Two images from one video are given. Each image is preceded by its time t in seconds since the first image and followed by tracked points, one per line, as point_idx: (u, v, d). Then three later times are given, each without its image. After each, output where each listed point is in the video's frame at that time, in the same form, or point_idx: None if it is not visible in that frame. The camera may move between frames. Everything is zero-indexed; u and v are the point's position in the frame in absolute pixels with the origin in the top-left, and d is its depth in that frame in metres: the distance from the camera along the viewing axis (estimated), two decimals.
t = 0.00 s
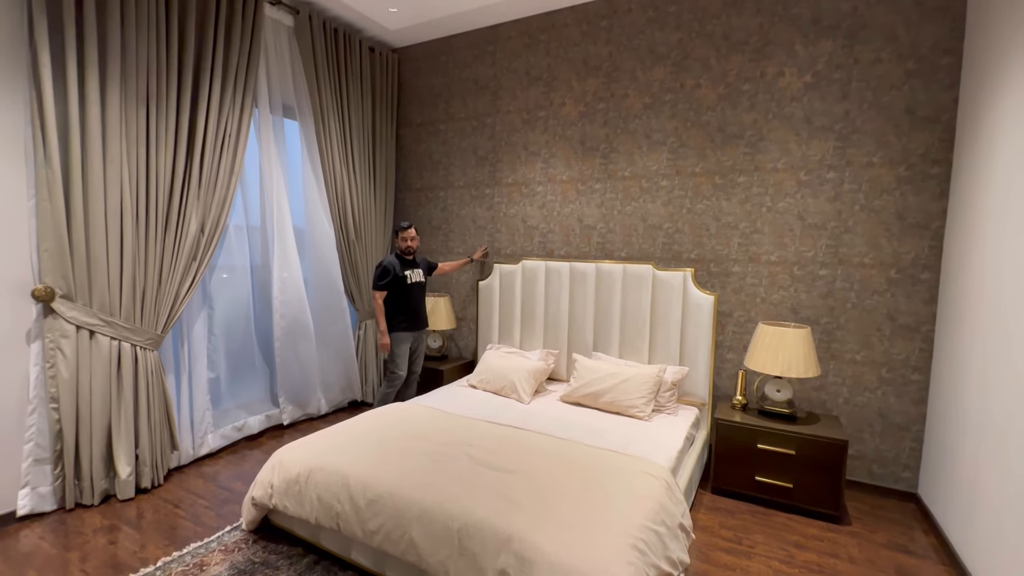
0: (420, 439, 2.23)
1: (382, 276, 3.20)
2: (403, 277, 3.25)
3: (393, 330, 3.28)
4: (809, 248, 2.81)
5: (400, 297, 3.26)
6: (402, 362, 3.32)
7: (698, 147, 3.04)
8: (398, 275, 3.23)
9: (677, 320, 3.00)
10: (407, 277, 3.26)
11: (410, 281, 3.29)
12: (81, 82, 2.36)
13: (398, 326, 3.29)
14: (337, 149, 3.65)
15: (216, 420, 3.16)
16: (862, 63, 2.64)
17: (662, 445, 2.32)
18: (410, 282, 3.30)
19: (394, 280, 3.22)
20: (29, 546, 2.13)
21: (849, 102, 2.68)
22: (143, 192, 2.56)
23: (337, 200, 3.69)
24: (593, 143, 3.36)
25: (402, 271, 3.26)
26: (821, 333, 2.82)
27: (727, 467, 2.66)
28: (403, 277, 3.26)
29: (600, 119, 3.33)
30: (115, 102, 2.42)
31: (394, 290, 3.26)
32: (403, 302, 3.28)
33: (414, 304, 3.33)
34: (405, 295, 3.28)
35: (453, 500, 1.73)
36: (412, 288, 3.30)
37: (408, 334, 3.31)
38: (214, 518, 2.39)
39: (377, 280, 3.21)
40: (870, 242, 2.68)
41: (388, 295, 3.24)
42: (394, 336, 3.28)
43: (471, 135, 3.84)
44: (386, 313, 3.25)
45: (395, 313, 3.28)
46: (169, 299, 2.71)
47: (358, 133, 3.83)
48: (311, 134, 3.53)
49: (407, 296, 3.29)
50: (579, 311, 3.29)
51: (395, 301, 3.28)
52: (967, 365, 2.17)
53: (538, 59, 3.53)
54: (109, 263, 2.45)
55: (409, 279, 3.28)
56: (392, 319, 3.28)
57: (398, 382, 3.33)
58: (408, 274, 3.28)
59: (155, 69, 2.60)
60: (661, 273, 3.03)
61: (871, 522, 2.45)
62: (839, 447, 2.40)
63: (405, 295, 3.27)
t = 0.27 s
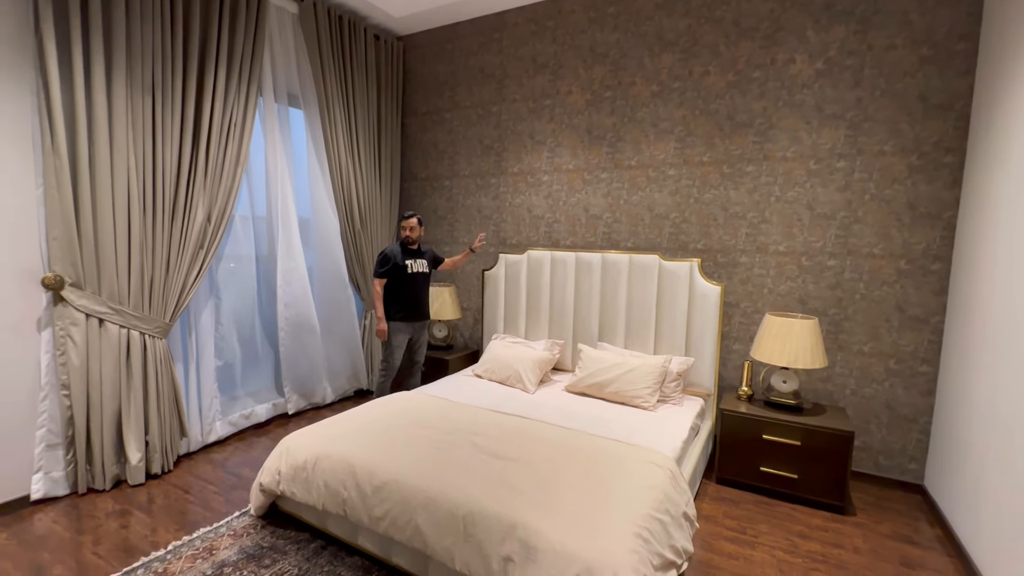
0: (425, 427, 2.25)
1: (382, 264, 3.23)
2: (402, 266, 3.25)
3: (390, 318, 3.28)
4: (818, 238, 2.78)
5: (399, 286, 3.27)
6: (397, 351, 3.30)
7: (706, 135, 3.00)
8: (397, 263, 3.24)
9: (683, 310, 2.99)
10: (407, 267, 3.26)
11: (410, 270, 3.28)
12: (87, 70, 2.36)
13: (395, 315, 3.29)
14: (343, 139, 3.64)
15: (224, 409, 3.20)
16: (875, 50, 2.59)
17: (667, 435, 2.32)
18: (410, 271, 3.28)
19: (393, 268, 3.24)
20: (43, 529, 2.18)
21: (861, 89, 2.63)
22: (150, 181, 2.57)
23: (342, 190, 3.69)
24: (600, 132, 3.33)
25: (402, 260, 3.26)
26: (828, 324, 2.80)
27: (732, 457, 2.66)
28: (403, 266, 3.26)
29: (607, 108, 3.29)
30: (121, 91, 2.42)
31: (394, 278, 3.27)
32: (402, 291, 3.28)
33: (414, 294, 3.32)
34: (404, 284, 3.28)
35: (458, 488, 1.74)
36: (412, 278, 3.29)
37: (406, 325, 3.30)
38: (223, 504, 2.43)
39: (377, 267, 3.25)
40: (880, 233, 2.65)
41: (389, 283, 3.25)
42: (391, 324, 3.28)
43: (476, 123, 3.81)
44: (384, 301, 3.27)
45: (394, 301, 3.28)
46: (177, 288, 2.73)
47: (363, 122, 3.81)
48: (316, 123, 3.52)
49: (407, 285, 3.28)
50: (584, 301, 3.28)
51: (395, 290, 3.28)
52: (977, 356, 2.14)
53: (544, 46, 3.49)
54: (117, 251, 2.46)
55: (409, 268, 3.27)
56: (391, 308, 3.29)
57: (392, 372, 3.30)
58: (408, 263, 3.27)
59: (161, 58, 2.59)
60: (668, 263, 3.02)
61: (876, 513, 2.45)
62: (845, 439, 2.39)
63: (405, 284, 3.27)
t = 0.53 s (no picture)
0: (434, 415, 2.27)
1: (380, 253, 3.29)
2: (398, 255, 3.26)
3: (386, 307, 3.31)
4: (832, 228, 2.74)
5: (397, 275, 3.28)
6: (392, 340, 3.32)
7: (718, 123, 2.96)
8: (393, 252, 3.26)
9: (693, 301, 2.97)
10: (403, 256, 3.26)
11: (407, 260, 3.27)
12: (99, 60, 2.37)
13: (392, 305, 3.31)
14: (352, 128, 3.64)
15: (238, 396, 3.25)
16: (894, 34, 2.52)
17: (675, 425, 2.32)
18: (407, 261, 3.27)
19: (389, 257, 3.27)
20: (63, 511, 2.24)
21: (878, 76, 2.57)
22: (162, 171, 2.59)
23: (351, 179, 3.69)
24: (610, 120, 3.29)
25: (399, 250, 3.27)
26: (841, 315, 2.77)
27: (741, 448, 2.66)
28: (399, 255, 3.26)
29: (618, 96, 3.25)
30: (133, 80, 2.43)
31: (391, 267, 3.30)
32: (399, 280, 3.28)
33: (413, 285, 3.29)
34: (400, 274, 3.27)
35: (467, 475, 1.76)
36: (408, 268, 3.27)
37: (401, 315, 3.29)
38: (236, 489, 2.47)
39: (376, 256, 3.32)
40: (896, 223, 2.60)
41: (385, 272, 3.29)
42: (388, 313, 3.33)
43: (485, 112, 3.79)
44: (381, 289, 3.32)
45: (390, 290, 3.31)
46: (190, 276, 2.77)
47: (372, 111, 3.80)
48: (326, 112, 3.52)
49: (404, 275, 3.28)
50: (593, 291, 3.27)
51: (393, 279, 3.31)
52: (993, 349, 2.11)
53: (554, 33, 3.44)
54: (130, 240, 2.50)
55: (406, 257, 3.26)
56: (392, 297, 3.30)
57: (386, 360, 3.34)
58: (405, 252, 3.26)
59: (170, 47, 2.59)
60: (678, 253, 2.99)
61: (887, 505, 2.44)
62: (856, 430, 2.37)
63: (401, 274, 3.27)
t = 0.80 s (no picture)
0: (447, 403, 2.28)
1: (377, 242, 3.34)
2: (393, 244, 3.28)
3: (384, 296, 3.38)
4: (851, 217, 2.68)
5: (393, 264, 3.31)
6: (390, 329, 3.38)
7: (736, 110, 2.90)
8: (387, 241, 3.30)
9: (707, 290, 2.94)
10: (397, 245, 3.28)
11: (401, 249, 3.27)
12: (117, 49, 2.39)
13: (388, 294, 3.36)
14: (365, 116, 3.64)
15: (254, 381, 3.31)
16: (922, 16, 2.44)
17: (688, 415, 2.30)
18: (401, 249, 3.28)
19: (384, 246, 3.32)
20: (88, 491, 2.31)
21: (904, 59, 2.49)
22: (179, 159, 2.61)
23: (364, 168, 3.70)
24: (625, 107, 3.24)
25: (394, 238, 3.29)
26: (859, 306, 2.72)
27: (754, 440, 2.64)
28: (393, 244, 3.28)
29: (633, 82, 3.20)
30: (149, 69, 2.45)
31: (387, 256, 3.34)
32: (394, 269, 3.30)
33: (408, 274, 3.29)
34: (395, 262, 3.29)
35: (479, 462, 1.78)
36: (402, 257, 3.27)
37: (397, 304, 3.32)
38: (253, 472, 2.53)
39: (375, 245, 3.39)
40: (919, 211, 2.53)
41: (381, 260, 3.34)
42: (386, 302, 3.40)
43: (498, 100, 3.76)
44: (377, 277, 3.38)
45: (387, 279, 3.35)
46: (207, 264, 2.80)
47: (385, 99, 3.79)
48: (339, 101, 3.52)
49: (399, 263, 3.29)
50: (605, 280, 3.25)
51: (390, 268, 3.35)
52: (1017, 341, 2.06)
53: (568, 18, 3.39)
54: (149, 228, 2.53)
55: (399, 246, 3.27)
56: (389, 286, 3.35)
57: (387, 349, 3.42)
58: (399, 241, 3.27)
59: (185, 35, 2.60)
60: (693, 242, 2.95)
61: (903, 499, 2.41)
62: (873, 423, 2.33)
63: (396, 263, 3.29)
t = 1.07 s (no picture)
0: (464, 390, 2.30)
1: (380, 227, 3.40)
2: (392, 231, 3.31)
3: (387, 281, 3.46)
4: (879, 206, 2.59)
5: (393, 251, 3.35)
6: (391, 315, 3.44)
7: (760, 95, 2.82)
8: (387, 228, 3.34)
9: (726, 281, 2.89)
10: (395, 233, 3.30)
11: (399, 237, 3.29)
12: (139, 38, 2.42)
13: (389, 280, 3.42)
14: (381, 104, 3.64)
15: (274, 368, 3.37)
16: None
17: (706, 407, 2.28)
18: (400, 237, 3.29)
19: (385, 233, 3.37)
20: (117, 471, 2.39)
21: (939, 40, 2.39)
22: (199, 148, 2.65)
23: (381, 156, 3.71)
24: (644, 93, 3.18)
25: (393, 226, 3.32)
26: (885, 297, 2.64)
27: (773, 432, 2.60)
28: (392, 231, 3.31)
29: (653, 67, 3.13)
30: (169, 58, 2.48)
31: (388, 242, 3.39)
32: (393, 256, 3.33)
33: (406, 263, 3.29)
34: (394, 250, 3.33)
35: (494, 449, 1.78)
36: (400, 245, 3.29)
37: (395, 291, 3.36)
38: (274, 455, 2.58)
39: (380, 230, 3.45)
40: (951, 199, 2.44)
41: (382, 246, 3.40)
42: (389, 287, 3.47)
43: (515, 87, 3.72)
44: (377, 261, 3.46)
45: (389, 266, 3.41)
46: (228, 251, 2.85)
47: (401, 87, 3.78)
48: (356, 89, 3.52)
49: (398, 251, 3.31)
50: (622, 270, 3.22)
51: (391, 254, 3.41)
52: None
53: (587, 2, 3.32)
54: (171, 216, 2.58)
55: (397, 234, 3.29)
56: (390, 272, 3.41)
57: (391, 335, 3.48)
58: (398, 229, 3.29)
59: (205, 24, 2.62)
60: (712, 231, 2.90)
61: (926, 494, 2.35)
62: (897, 417, 2.28)
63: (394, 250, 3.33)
